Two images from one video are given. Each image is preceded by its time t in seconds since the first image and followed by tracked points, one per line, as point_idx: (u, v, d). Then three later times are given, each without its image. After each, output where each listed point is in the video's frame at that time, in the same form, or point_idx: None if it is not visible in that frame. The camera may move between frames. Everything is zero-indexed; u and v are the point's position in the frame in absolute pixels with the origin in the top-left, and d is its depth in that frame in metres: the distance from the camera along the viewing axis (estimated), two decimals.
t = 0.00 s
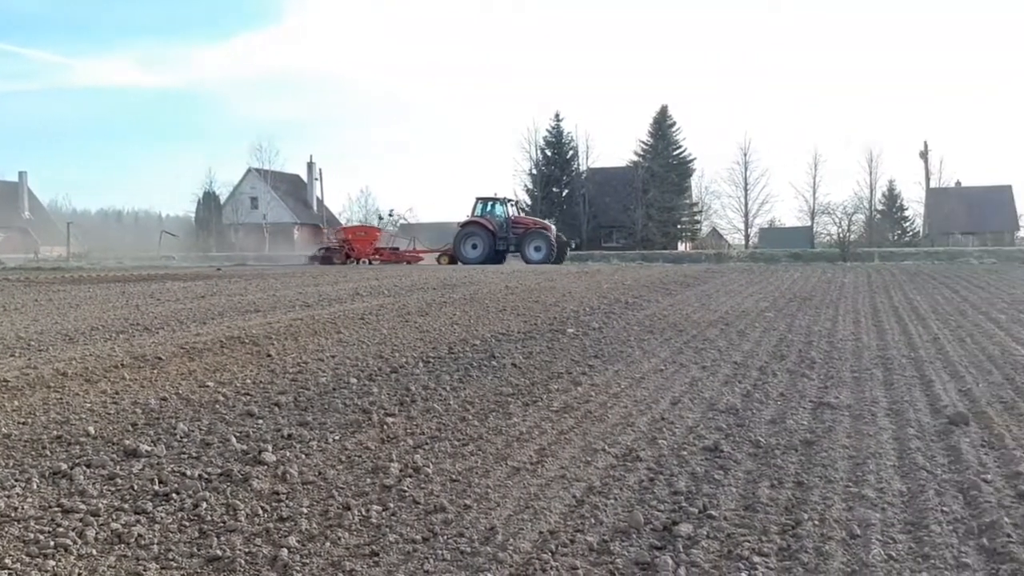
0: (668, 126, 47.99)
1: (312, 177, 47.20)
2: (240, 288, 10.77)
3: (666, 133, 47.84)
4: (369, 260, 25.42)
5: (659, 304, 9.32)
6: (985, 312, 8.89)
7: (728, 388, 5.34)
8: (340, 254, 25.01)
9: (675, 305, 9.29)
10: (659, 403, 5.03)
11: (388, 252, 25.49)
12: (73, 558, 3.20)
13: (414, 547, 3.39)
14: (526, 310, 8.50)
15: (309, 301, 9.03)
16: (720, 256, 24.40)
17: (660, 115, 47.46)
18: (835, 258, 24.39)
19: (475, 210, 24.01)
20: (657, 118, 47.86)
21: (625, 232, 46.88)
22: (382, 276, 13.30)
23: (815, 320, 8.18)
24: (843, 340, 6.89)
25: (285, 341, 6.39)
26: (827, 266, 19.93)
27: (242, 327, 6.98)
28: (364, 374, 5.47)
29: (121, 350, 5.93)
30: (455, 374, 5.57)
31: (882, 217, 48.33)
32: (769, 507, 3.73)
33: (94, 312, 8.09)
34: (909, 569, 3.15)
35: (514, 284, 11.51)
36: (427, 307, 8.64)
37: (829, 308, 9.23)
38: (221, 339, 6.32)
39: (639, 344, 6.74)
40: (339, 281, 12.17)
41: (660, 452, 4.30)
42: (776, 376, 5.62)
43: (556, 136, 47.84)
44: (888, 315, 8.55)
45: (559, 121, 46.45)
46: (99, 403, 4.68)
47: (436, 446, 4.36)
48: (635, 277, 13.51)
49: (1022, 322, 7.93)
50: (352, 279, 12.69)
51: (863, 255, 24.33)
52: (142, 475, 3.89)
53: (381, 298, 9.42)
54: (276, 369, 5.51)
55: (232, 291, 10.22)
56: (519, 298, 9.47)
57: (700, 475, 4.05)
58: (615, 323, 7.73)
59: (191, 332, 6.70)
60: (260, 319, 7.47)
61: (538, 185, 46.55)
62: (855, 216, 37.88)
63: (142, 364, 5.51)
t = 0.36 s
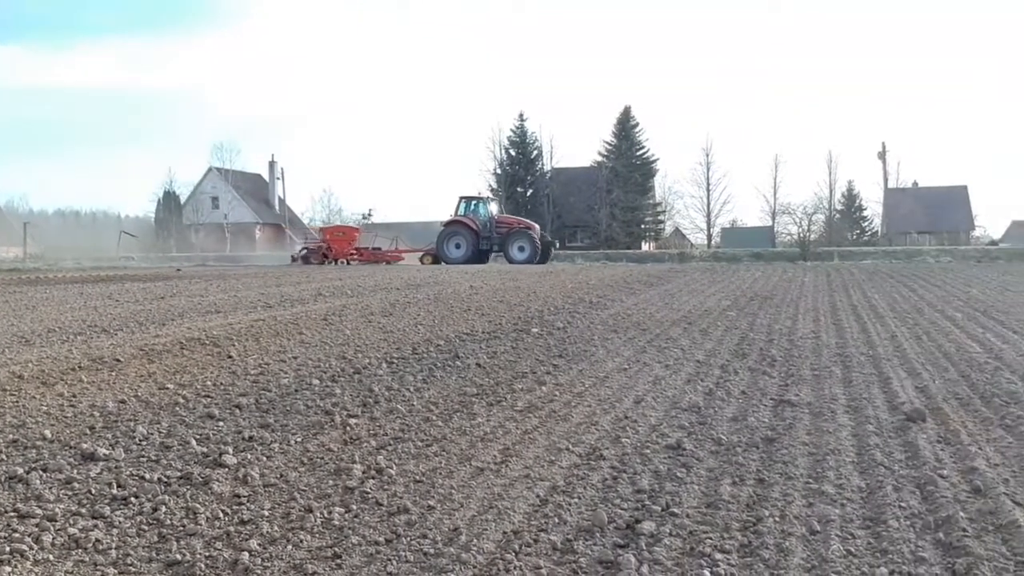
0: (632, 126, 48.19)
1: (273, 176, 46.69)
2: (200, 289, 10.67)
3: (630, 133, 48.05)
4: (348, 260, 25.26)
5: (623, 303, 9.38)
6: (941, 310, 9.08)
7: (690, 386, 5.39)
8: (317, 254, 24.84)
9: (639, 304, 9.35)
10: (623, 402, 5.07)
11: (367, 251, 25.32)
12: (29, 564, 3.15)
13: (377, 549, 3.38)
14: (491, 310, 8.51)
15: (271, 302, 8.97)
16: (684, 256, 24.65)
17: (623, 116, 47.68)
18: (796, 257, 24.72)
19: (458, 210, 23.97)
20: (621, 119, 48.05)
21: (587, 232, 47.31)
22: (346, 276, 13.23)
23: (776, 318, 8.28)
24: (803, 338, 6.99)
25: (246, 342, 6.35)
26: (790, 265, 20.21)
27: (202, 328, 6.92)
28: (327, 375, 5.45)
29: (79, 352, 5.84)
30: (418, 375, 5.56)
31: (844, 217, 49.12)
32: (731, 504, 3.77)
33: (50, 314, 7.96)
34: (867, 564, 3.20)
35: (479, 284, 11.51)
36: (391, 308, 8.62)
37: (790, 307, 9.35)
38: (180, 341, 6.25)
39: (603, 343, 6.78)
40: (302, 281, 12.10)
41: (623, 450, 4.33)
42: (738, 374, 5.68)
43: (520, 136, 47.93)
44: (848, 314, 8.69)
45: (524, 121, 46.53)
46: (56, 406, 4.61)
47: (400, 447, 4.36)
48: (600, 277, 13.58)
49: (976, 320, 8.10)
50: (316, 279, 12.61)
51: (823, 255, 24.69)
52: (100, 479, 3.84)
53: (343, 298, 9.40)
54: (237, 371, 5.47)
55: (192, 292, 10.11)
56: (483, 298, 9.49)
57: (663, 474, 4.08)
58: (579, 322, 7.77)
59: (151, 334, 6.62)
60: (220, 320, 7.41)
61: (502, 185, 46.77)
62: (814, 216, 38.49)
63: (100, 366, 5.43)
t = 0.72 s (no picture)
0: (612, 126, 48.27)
1: (251, 175, 46.34)
2: (178, 290, 10.59)
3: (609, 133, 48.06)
4: (343, 259, 25.13)
5: (603, 302, 9.42)
6: (917, 309, 9.18)
7: (670, 385, 5.41)
8: (310, 254, 24.73)
9: (618, 304, 9.39)
10: (603, 401, 5.08)
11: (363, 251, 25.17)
12: (4, 568, 3.12)
13: (357, 550, 3.37)
14: (471, 310, 8.52)
15: (250, 302, 8.93)
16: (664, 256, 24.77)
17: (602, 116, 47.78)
18: (774, 257, 24.90)
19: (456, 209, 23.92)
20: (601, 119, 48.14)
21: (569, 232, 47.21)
22: (326, 276, 13.19)
23: (755, 317, 8.34)
24: (782, 337, 7.04)
25: (225, 343, 6.31)
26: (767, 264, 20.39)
27: (180, 329, 6.88)
28: (307, 376, 5.43)
29: (55, 353, 5.78)
30: (398, 375, 5.56)
31: (823, 216, 49.51)
32: (711, 502, 3.79)
33: (25, 315, 7.87)
34: (845, 561, 3.23)
35: (459, 283, 11.50)
36: (371, 308, 8.60)
37: (769, 306, 9.42)
38: (159, 342, 6.21)
39: (584, 342, 6.81)
40: (281, 281, 12.04)
41: (604, 449, 4.35)
42: (718, 373, 5.72)
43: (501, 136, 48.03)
44: (826, 312, 8.76)
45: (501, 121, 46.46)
46: (32, 408, 4.57)
47: (380, 447, 4.35)
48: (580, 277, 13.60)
49: (951, 319, 8.21)
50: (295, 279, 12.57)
51: (801, 255, 24.87)
52: (76, 482, 3.81)
53: (322, 299, 9.38)
54: (215, 372, 5.44)
55: (169, 293, 10.04)
56: (463, 298, 9.50)
57: (642, 473, 4.10)
58: (559, 322, 7.79)
59: (128, 335, 6.57)
60: (198, 321, 7.36)
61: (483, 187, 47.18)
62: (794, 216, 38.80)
63: (77, 368, 5.38)
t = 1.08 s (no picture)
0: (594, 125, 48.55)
1: (232, 174, 46.13)
2: (158, 290, 10.53)
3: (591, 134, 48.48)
4: (343, 259, 25.03)
5: (584, 302, 9.44)
6: (897, 307, 9.27)
7: (653, 384, 5.44)
8: (309, 254, 24.65)
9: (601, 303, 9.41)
10: (587, 400, 5.10)
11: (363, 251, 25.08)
12: None
13: (340, 551, 3.36)
14: (454, 309, 8.53)
15: (232, 303, 8.90)
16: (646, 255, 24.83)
17: (586, 116, 48.04)
18: (755, 256, 25.06)
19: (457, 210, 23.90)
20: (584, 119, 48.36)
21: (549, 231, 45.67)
22: (308, 276, 13.15)
23: (737, 316, 8.40)
24: (763, 335, 7.09)
25: (207, 344, 6.29)
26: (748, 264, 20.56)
27: (161, 330, 6.84)
28: (289, 377, 5.42)
29: (35, 355, 5.74)
30: (381, 376, 5.55)
31: (806, 215, 49.83)
32: (694, 501, 3.80)
33: (3, 317, 7.80)
34: (827, 558, 3.25)
35: (442, 283, 11.48)
36: (354, 308, 8.59)
37: (752, 304, 9.49)
38: (139, 343, 6.17)
39: (567, 341, 6.83)
40: (262, 281, 11.99)
41: (587, 448, 4.36)
42: (700, 371, 5.75)
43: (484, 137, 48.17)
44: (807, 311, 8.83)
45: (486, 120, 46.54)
46: (12, 410, 4.53)
47: (363, 448, 4.34)
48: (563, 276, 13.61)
49: (931, 317, 8.29)
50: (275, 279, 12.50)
51: (783, 253, 25.01)
52: (57, 484, 3.78)
53: (304, 299, 9.36)
54: (197, 373, 5.41)
55: (149, 293, 9.99)
56: (446, 298, 9.49)
57: (626, 471, 4.11)
58: (542, 322, 7.80)
59: (108, 336, 6.52)
60: (179, 322, 7.33)
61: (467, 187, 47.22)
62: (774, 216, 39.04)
63: (57, 370, 5.34)
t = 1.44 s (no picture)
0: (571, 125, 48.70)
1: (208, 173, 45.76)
2: (132, 290, 10.43)
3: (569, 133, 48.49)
4: (338, 259, 24.92)
5: (561, 301, 9.45)
6: (871, 306, 9.37)
7: (630, 382, 5.46)
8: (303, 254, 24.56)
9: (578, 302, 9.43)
10: (564, 399, 5.11)
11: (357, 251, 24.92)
12: None
13: (316, 552, 3.34)
14: (431, 309, 8.52)
15: (206, 303, 8.83)
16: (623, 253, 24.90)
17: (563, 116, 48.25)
18: (732, 255, 25.24)
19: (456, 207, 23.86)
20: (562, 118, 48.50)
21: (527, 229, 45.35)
22: (283, 277, 13.07)
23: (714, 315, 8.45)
24: (739, 334, 7.14)
25: (181, 344, 6.24)
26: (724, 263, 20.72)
27: (134, 330, 6.78)
28: (264, 377, 5.39)
29: (6, 355, 5.66)
30: (357, 375, 5.53)
31: (784, 215, 50.25)
32: (670, 498, 3.82)
33: None
34: (802, 555, 3.28)
35: (419, 283, 11.45)
36: (330, 308, 8.55)
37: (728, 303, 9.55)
38: (112, 343, 6.11)
39: (544, 340, 6.84)
40: (237, 281, 11.90)
41: (564, 447, 4.37)
42: (677, 370, 5.78)
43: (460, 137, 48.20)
44: (782, 310, 8.91)
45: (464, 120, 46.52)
46: None
47: (339, 448, 4.33)
48: (541, 275, 13.61)
49: (904, 315, 8.40)
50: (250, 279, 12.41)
51: (758, 252, 25.09)
52: (28, 486, 3.74)
53: (280, 299, 9.30)
54: (171, 373, 5.37)
55: (122, 293, 9.88)
56: (422, 298, 9.47)
57: (602, 470, 4.13)
58: (519, 321, 7.81)
59: (80, 336, 6.45)
60: (153, 322, 7.26)
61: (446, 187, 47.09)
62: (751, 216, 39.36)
63: (28, 370, 5.27)
